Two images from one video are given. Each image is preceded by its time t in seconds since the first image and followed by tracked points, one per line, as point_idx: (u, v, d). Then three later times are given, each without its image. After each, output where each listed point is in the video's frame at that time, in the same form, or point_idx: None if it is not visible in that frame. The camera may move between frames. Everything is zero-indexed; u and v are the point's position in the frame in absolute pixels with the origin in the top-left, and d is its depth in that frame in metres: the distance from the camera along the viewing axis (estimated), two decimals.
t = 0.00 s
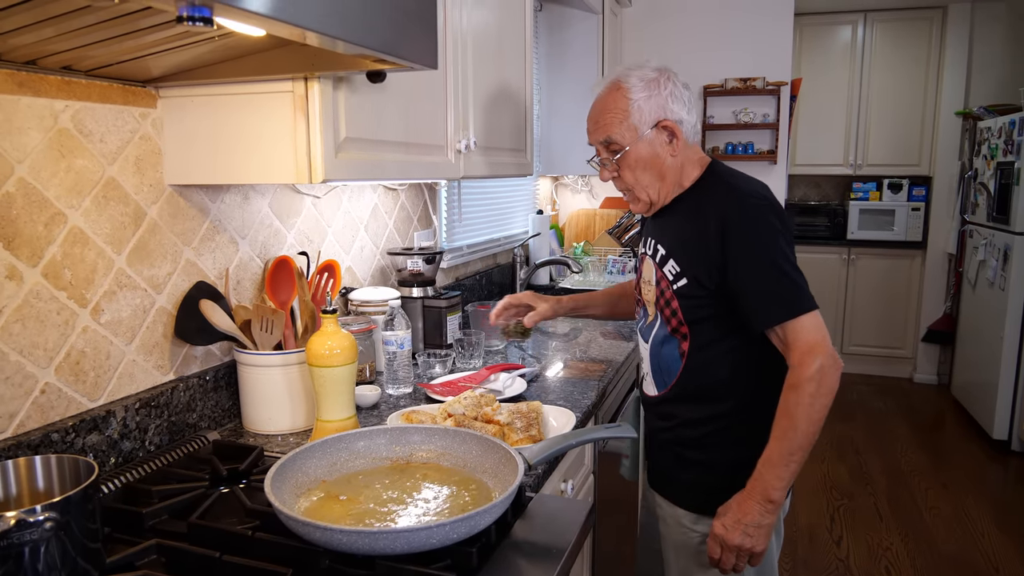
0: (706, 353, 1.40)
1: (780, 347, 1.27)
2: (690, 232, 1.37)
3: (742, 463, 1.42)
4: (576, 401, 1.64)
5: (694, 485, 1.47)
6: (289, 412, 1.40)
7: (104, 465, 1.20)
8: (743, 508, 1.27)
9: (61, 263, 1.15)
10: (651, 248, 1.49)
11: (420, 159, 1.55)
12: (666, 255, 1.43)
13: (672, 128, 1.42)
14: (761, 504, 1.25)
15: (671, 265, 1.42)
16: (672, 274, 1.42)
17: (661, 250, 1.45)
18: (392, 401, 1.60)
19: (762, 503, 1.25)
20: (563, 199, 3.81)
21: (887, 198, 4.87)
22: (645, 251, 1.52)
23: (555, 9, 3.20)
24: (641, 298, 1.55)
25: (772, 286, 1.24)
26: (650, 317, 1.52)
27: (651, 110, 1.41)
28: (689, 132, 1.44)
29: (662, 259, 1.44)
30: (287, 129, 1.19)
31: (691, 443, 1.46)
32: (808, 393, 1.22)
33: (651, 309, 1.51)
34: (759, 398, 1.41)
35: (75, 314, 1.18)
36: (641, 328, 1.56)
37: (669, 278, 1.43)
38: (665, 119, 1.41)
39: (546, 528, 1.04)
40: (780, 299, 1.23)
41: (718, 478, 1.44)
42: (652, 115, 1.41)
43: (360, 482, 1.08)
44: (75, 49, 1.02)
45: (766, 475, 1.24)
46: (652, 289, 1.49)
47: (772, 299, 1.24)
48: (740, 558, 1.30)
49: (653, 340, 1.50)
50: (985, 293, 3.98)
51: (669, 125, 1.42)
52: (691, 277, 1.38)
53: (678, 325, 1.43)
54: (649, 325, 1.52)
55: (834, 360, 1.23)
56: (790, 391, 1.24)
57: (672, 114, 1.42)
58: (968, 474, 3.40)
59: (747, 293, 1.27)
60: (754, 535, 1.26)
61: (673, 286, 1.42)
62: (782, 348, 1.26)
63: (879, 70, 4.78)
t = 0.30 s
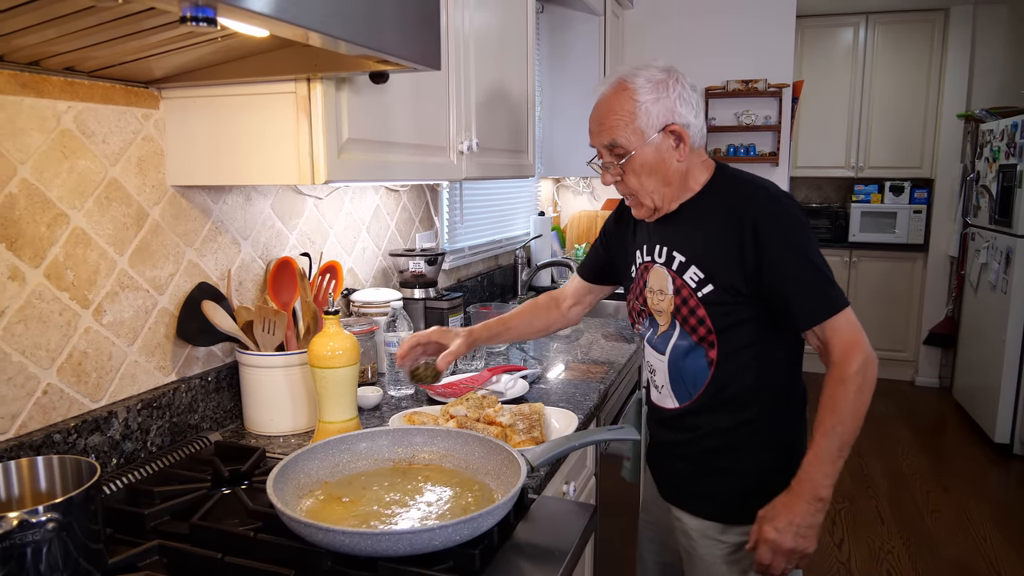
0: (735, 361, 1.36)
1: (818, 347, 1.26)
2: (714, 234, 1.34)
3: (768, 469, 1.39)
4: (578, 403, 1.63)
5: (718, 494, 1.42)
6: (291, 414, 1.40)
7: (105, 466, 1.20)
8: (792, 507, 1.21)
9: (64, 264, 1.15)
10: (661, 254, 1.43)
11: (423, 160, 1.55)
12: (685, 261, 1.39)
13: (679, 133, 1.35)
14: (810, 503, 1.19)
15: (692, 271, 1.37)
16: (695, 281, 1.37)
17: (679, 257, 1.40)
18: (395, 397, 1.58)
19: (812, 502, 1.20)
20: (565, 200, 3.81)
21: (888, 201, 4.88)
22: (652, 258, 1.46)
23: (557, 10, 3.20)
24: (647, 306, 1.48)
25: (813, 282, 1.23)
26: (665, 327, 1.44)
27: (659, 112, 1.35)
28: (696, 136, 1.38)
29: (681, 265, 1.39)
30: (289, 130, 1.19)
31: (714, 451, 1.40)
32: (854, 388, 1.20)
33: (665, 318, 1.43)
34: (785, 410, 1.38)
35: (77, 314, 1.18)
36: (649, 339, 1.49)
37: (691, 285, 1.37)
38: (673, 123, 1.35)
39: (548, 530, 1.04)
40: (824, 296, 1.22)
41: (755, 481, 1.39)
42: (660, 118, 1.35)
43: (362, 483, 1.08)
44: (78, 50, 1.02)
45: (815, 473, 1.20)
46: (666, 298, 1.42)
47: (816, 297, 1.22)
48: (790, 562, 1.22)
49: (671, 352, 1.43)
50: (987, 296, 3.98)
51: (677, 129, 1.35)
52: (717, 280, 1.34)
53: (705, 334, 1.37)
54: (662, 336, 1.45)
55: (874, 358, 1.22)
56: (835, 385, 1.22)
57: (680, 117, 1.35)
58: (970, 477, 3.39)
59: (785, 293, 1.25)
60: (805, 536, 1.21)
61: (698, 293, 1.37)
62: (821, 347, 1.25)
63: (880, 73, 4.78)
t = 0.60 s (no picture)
0: (755, 359, 1.33)
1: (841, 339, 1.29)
2: (732, 232, 1.31)
3: (782, 468, 1.37)
4: (583, 401, 1.63)
5: (736, 495, 1.39)
6: (296, 410, 1.40)
7: (111, 463, 1.20)
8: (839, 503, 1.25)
9: (69, 260, 1.15)
10: (670, 255, 1.38)
11: (428, 157, 1.55)
12: (701, 261, 1.34)
13: (693, 129, 1.32)
14: (857, 494, 1.24)
15: (709, 271, 1.33)
16: (713, 281, 1.33)
17: (693, 258, 1.35)
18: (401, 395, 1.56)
19: (859, 492, 1.24)
20: (569, 198, 3.81)
21: (894, 198, 4.86)
22: (658, 261, 1.40)
23: (562, 7, 3.19)
24: (654, 309, 1.42)
25: (839, 275, 1.24)
26: (676, 329, 1.39)
27: (674, 108, 1.30)
28: (706, 134, 1.34)
29: (696, 266, 1.34)
30: (294, 126, 1.18)
31: (730, 451, 1.38)
32: (880, 376, 1.24)
33: (678, 321, 1.38)
34: (798, 408, 1.37)
35: (83, 311, 1.18)
36: (656, 343, 1.43)
37: (709, 286, 1.33)
38: (687, 119, 1.31)
39: (555, 528, 1.04)
40: (849, 287, 1.24)
41: (774, 481, 1.37)
42: (675, 114, 1.30)
43: (366, 480, 1.08)
44: (83, 46, 1.02)
45: (860, 463, 1.24)
46: (678, 301, 1.37)
47: (843, 291, 1.24)
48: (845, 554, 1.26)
49: (686, 355, 1.38)
50: (994, 294, 3.96)
51: (691, 126, 1.31)
52: (737, 279, 1.31)
53: (726, 334, 1.34)
54: (675, 339, 1.39)
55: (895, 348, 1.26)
56: (864, 375, 1.25)
57: (693, 113, 1.32)
58: (975, 476, 3.38)
59: (811, 288, 1.26)
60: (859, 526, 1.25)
61: (717, 294, 1.33)
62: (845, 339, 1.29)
63: (887, 70, 4.75)
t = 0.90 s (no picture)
0: (762, 361, 1.33)
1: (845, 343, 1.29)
2: (739, 233, 1.31)
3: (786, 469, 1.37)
4: (586, 400, 1.63)
5: (733, 495, 1.39)
6: (299, 410, 1.40)
7: (114, 462, 1.20)
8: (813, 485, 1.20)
9: (73, 259, 1.15)
10: (675, 256, 1.37)
11: (431, 156, 1.55)
12: (707, 263, 1.34)
13: (705, 126, 1.31)
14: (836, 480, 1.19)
15: (715, 274, 1.33)
16: (719, 283, 1.33)
17: (699, 260, 1.34)
18: (403, 395, 1.56)
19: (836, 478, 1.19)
20: (572, 197, 3.81)
21: (898, 197, 4.85)
22: (663, 262, 1.39)
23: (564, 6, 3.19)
24: (658, 310, 1.42)
25: (847, 276, 1.24)
26: (681, 331, 1.39)
27: (688, 104, 1.29)
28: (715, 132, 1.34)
29: (702, 268, 1.34)
30: (298, 126, 1.18)
31: (733, 453, 1.38)
32: (879, 372, 1.22)
33: (683, 322, 1.38)
34: (802, 409, 1.37)
35: (87, 310, 1.18)
36: (660, 345, 1.43)
37: (715, 288, 1.33)
38: (699, 116, 1.30)
39: (559, 528, 1.03)
40: (856, 288, 1.24)
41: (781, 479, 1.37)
42: (688, 110, 1.29)
43: (369, 479, 1.08)
44: (86, 45, 1.02)
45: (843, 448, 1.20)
46: (684, 303, 1.37)
47: (850, 293, 1.23)
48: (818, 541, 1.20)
49: (692, 358, 1.38)
50: (997, 293, 3.95)
51: (703, 122, 1.31)
52: (744, 282, 1.31)
53: (731, 337, 1.33)
54: (679, 341, 1.39)
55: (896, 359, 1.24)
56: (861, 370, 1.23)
57: (704, 110, 1.31)
58: (978, 475, 3.37)
59: (819, 291, 1.25)
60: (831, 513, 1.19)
61: (723, 296, 1.33)
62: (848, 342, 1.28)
63: (890, 68, 4.74)
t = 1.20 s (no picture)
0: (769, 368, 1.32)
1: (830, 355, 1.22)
2: (748, 235, 1.28)
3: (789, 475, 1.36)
4: (587, 400, 1.63)
5: (734, 500, 1.38)
6: (301, 409, 1.40)
7: (116, 462, 1.20)
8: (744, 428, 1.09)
9: (75, 260, 1.15)
10: (686, 257, 1.36)
11: (432, 156, 1.55)
12: (717, 266, 1.32)
13: (724, 123, 1.27)
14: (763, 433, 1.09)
15: (726, 277, 1.31)
16: (729, 287, 1.31)
17: (709, 262, 1.32)
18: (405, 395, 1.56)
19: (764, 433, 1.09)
20: (573, 196, 3.80)
21: (900, 195, 4.84)
22: (674, 262, 1.38)
23: (566, 6, 3.20)
24: (667, 312, 1.41)
25: (855, 288, 1.19)
26: (689, 334, 1.38)
27: (709, 100, 1.25)
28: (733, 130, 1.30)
29: (712, 271, 1.32)
30: (299, 126, 1.18)
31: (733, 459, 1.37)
32: (857, 383, 1.15)
33: (691, 325, 1.37)
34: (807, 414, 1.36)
35: (89, 310, 1.18)
36: (668, 347, 1.42)
37: (725, 292, 1.31)
38: (720, 113, 1.26)
39: (560, 528, 1.03)
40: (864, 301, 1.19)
41: (785, 488, 1.35)
42: (709, 107, 1.25)
43: (372, 479, 1.08)
44: (87, 46, 1.02)
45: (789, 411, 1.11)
46: (693, 305, 1.35)
47: (854, 308, 1.18)
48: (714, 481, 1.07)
49: (699, 363, 1.37)
50: (999, 292, 3.94)
51: (723, 119, 1.27)
52: (753, 287, 1.28)
53: (739, 343, 1.32)
54: (687, 344, 1.39)
55: (879, 389, 1.16)
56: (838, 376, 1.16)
57: (725, 107, 1.27)
58: (980, 474, 3.37)
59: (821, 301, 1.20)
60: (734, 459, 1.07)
61: (732, 301, 1.31)
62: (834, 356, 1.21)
63: (892, 67, 4.74)
